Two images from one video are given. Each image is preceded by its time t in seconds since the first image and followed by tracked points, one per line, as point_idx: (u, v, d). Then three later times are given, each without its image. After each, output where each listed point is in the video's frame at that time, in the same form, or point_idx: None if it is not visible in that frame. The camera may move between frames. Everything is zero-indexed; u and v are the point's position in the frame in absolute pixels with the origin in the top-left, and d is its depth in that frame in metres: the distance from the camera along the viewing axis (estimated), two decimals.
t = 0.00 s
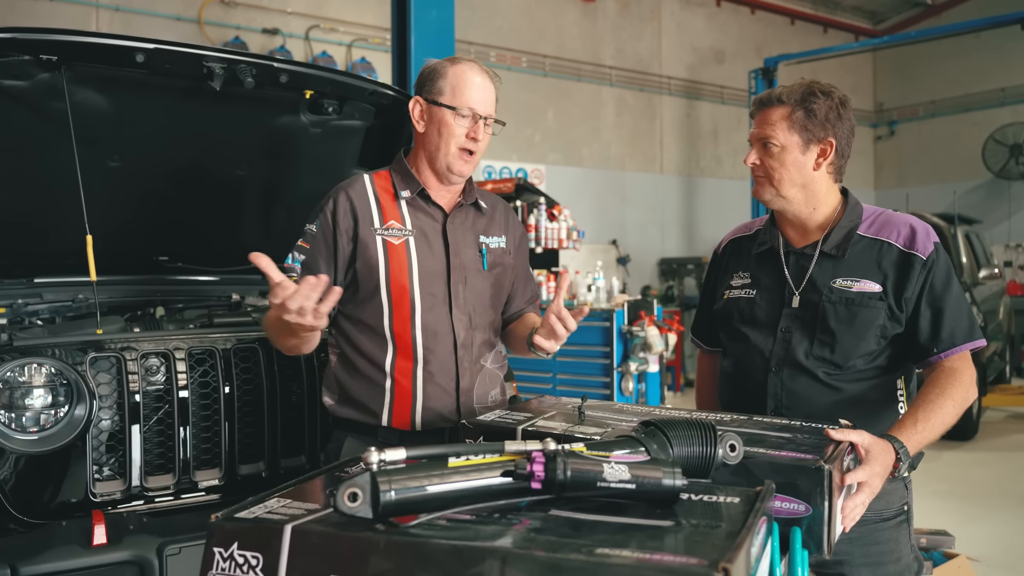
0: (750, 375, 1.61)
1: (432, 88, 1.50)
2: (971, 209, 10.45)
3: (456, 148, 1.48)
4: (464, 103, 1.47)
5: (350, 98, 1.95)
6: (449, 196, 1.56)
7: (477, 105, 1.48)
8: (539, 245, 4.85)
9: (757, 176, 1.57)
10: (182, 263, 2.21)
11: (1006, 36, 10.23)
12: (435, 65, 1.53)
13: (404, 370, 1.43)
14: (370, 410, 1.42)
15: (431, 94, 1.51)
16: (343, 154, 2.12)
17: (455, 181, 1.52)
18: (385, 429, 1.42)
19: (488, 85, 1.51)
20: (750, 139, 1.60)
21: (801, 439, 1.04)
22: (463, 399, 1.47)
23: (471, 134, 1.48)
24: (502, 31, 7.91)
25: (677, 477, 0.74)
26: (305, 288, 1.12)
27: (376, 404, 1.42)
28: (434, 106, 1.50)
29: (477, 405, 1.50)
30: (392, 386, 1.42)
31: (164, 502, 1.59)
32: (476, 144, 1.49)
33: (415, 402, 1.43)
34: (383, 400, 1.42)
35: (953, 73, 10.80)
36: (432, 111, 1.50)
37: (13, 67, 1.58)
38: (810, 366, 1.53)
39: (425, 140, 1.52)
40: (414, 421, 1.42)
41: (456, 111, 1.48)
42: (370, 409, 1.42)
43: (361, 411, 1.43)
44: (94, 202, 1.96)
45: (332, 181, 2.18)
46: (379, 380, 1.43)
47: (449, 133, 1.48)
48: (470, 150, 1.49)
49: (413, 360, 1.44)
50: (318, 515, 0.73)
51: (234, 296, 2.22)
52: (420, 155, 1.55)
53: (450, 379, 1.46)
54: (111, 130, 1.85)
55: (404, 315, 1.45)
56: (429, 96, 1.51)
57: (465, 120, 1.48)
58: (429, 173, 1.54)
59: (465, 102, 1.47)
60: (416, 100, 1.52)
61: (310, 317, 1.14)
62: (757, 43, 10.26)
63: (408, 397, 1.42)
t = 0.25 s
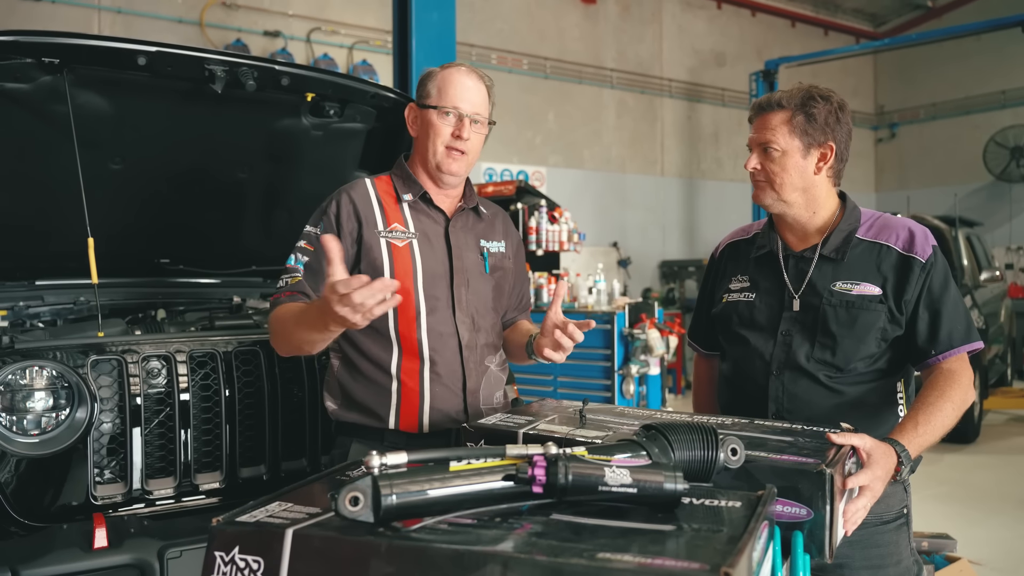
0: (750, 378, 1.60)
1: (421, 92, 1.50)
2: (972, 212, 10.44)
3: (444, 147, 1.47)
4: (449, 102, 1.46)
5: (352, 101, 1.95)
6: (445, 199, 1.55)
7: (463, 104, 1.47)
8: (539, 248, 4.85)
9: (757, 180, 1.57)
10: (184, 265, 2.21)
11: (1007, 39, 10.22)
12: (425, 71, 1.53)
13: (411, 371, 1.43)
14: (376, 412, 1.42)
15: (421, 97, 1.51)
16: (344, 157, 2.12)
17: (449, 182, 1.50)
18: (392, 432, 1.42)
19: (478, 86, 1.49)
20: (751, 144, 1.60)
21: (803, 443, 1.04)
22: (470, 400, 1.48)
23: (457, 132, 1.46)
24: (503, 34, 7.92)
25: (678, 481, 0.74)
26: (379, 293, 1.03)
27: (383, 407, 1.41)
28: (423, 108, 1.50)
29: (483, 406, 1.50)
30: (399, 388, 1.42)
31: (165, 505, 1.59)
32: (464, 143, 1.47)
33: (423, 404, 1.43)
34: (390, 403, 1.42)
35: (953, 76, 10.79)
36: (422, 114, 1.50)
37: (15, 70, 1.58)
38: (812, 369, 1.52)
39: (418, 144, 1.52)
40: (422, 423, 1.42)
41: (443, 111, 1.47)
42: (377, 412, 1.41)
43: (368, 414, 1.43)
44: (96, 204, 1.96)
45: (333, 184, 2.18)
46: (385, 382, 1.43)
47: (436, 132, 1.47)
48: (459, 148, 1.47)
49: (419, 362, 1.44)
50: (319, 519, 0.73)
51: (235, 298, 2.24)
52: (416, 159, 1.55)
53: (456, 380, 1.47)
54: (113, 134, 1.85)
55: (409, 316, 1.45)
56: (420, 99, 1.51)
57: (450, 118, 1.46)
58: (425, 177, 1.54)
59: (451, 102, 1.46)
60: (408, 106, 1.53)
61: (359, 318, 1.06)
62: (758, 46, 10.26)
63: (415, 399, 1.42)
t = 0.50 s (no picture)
0: (750, 381, 1.60)
1: (409, 96, 1.49)
2: (972, 213, 10.44)
3: (433, 150, 1.46)
4: (436, 104, 1.45)
5: (352, 104, 1.96)
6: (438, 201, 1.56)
7: (449, 105, 1.45)
8: (540, 250, 4.85)
9: (761, 182, 1.56)
10: (184, 268, 2.21)
11: (1007, 41, 10.22)
12: (414, 75, 1.52)
13: (410, 373, 1.43)
14: (377, 415, 1.42)
15: (408, 101, 1.50)
16: (344, 159, 2.12)
17: (441, 183, 1.51)
18: (392, 435, 1.42)
19: (464, 86, 1.47)
20: (753, 146, 1.59)
21: (803, 444, 1.03)
22: (469, 400, 1.47)
23: (445, 133, 1.45)
24: (503, 36, 7.93)
25: (678, 483, 0.74)
26: (449, 267, 1.05)
27: (383, 410, 1.42)
28: (411, 113, 1.48)
29: (484, 408, 1.50)
30: (399, 391, 1.42)
31: (165, 508, 1.59)
32: (454, 143, 1.45)
33: (422, 406, 1.43)
34: (390, 405, 1.42)
35: (953, 78, 10.79)
36: (411, 118, 1.49)
37: (15, 73, 1.59)
38: (814, 372, 1.52)
39: (409, 147, 1.51)
40: (421, 426, 1.42)
41: (431, 113, 1.45)
42: (377, 415, 1.42)
43: (369, 417, 1.43)
44: (96, 207, 1.96)
45: (334, 187, 2.18)
46: (384, 385, 1.43)
47: (425, 135, 1.46)
48: (448, 149, 1.46)
49: (417, 364, 1.44)
50: (319, 521, 0.73)
51: (235, 301, 2.24)
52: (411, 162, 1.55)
53: (456, 382, 1.47)
54: (113, 136, 1.86)
55: (407, 318, 1.44)
56: (407, 104, 1.50)
57: (438, 120, 1.45)
58: (420, 180, 1.54)
59: (437, 104, 1.45)
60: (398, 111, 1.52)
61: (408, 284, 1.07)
62: (758, 48, 10.27)
63: (414, 401, 1.42)
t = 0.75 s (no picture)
0: (752, 384, 1.60)
1: (391, 104, 1.49)
2: (972, 215, 10.45)
3: (418, 155, 1.45)
4: (415, 109, 1.44)
5: (353, 106, 1.96)
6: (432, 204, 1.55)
7: (430, 107, 1.44)
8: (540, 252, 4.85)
9: (777, 184, 1.53)
10: (184, 270, 2.21)
11: (1007, 43, 10.23)
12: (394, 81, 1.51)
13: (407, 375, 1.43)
14: (377, 418, 1.42)
15: (392, 109, 1.49)
16: (344, 161, 2.12)
17: (431, 186, 1.50)
18: (391, 437, 1.42)
19: (443, 86, 1.45)
20: (759, 149, 1.57)
21: (804, 447, 1.03)
22: (469, 401, 1.47)
23: (427, 137, 1.44)
24: (503, 38, 7.93)
25: (678, 486, 0.74)
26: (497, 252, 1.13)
27: (382, 412, 1.42)
28: (394, 120, 1.48)
29: (482, 407, 1.49)
30: (398, 393, 1.42)
31: (165, 510, 1.59)
32: (438, 146, 1.44)
33: (418, 407, 1.42)
34: (389, 406, 1.42)
35: (953, 80, 10.80)
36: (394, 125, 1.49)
37: (16, 75, 1.59)
38: (815, 375, 1.52)
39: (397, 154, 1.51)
40: (420, 428, 1.42)
41: (411, 119, 1.44)
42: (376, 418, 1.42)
43: (370, 420, 1.43)
44: (97, 209, 1.97)
45: (334, 188, 2.19)
46: (382, 388, 1.43)
47: (409, 141, 1.45)
48: (433, 153, 1.45)
49: (416, 367, 1.44)
50: (319, 524, 0.73)
51: (236, 302, 2.23)
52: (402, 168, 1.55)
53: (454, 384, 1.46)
54: (113, 138, 1.86)
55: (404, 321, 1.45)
56: (390, 111, 1.50)
57: (419, 124, 1.44)
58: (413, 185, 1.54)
59: (418, 108, 1.44)
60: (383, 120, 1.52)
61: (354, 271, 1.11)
62: (758, 50, 10.27)
63: (413, 403, 1.42)
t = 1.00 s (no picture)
0: (749, 385, 1.60)
1: (391, 106, 1.49)
2: (973, 216, 10.44)
3: (418, 156, 1.45)
4: (414, 111, 1.44)
5: (353, 107, 1.96)
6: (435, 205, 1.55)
7: (428, 109, 1.44)
8: (540, 253, 4.85)
9: (777, 184, 1.53)
10: (185, 270, 2.21)
11: (1008, 44, 10.22)
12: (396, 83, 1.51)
13: (408, 376, 1.43)
14: (376, 419, 1.42)
15: (391, 112, 1.50)
16: (344, 162, 2.12)
17: (434, 187, 1.51)
18: (391, 438, 1.42)
19: (442, 87, 1.46)
20: (760, 148, 1.57)
21: (804, 447, 1.04)
22: (469, 403, 1.47)
23: (426, 139, 1.44)
24: (503, 39, 7.93)
25: (678, 486, 0.74)
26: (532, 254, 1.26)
27: (382, 413, 1.42)
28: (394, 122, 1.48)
29: (484, 410, 1.49)
30: (398, 395, 1.42)
31: (165, 510, 1.59)
32: (437, 147, 1.45)
33: (420, 409, 1.42)
34: (389, 408, 1.42)
35: (953, 80, 10.80)
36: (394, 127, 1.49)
37: (16, 76, 1.59)
38: (814, 376, 1.52)
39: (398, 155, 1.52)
40: (420, 429, 1.42)
41: (411, 120, 1.45)
42: (376, 419, 1.42)
43: (369, 421, 1.43)
44: (97, 209, 1.97)
45: (334, 189, 2.19)
46: (383, 390, 1.43)
47: (408, 143, 1.45)
48: (432, 154, 1.45)
49: (416, 368, 1.44)
50: (320, 524, 0.73)
51: (235, 303, 2.23)
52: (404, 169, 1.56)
53: (455, 386, 1.46)
54: (113, 139, 1.86)
55: (405, 323, 1.45)
56: (389, 114, 1.51)
57: (418, 126, 1.44)
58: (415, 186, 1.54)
59: (417, 110, 1.44)
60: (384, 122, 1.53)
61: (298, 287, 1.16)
62: (759, 51, 10.27)
63: (413, 405, 1.42)
